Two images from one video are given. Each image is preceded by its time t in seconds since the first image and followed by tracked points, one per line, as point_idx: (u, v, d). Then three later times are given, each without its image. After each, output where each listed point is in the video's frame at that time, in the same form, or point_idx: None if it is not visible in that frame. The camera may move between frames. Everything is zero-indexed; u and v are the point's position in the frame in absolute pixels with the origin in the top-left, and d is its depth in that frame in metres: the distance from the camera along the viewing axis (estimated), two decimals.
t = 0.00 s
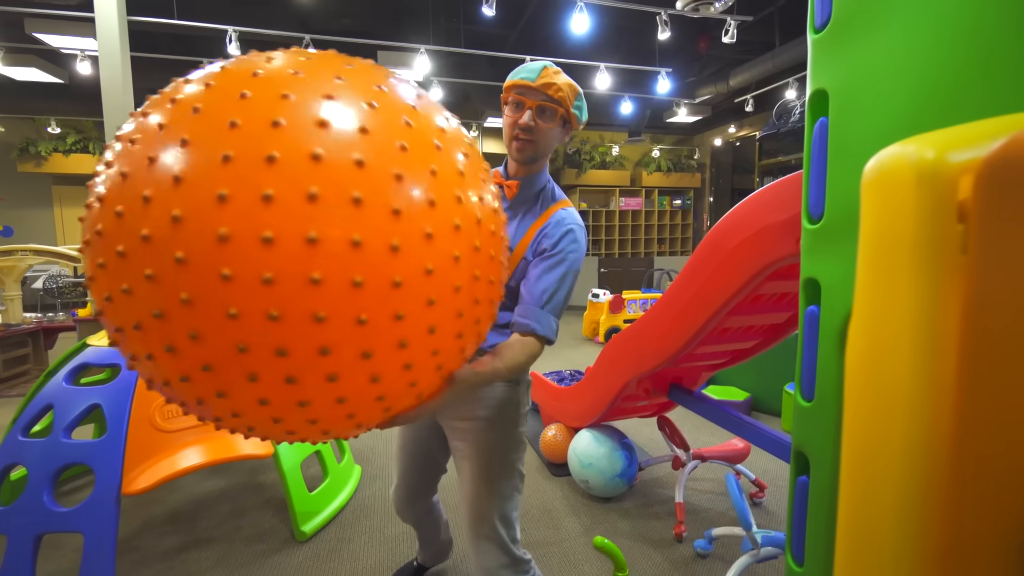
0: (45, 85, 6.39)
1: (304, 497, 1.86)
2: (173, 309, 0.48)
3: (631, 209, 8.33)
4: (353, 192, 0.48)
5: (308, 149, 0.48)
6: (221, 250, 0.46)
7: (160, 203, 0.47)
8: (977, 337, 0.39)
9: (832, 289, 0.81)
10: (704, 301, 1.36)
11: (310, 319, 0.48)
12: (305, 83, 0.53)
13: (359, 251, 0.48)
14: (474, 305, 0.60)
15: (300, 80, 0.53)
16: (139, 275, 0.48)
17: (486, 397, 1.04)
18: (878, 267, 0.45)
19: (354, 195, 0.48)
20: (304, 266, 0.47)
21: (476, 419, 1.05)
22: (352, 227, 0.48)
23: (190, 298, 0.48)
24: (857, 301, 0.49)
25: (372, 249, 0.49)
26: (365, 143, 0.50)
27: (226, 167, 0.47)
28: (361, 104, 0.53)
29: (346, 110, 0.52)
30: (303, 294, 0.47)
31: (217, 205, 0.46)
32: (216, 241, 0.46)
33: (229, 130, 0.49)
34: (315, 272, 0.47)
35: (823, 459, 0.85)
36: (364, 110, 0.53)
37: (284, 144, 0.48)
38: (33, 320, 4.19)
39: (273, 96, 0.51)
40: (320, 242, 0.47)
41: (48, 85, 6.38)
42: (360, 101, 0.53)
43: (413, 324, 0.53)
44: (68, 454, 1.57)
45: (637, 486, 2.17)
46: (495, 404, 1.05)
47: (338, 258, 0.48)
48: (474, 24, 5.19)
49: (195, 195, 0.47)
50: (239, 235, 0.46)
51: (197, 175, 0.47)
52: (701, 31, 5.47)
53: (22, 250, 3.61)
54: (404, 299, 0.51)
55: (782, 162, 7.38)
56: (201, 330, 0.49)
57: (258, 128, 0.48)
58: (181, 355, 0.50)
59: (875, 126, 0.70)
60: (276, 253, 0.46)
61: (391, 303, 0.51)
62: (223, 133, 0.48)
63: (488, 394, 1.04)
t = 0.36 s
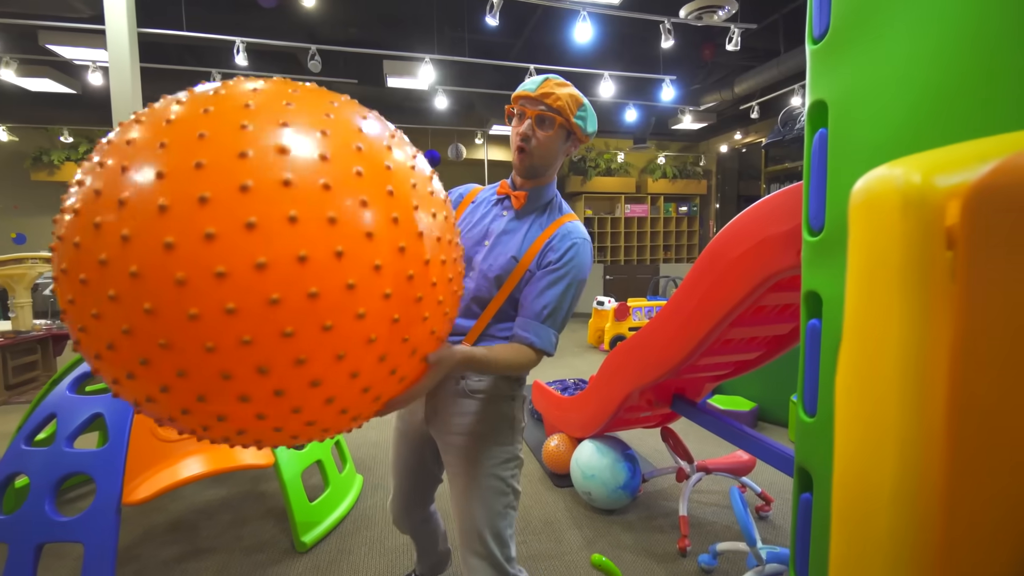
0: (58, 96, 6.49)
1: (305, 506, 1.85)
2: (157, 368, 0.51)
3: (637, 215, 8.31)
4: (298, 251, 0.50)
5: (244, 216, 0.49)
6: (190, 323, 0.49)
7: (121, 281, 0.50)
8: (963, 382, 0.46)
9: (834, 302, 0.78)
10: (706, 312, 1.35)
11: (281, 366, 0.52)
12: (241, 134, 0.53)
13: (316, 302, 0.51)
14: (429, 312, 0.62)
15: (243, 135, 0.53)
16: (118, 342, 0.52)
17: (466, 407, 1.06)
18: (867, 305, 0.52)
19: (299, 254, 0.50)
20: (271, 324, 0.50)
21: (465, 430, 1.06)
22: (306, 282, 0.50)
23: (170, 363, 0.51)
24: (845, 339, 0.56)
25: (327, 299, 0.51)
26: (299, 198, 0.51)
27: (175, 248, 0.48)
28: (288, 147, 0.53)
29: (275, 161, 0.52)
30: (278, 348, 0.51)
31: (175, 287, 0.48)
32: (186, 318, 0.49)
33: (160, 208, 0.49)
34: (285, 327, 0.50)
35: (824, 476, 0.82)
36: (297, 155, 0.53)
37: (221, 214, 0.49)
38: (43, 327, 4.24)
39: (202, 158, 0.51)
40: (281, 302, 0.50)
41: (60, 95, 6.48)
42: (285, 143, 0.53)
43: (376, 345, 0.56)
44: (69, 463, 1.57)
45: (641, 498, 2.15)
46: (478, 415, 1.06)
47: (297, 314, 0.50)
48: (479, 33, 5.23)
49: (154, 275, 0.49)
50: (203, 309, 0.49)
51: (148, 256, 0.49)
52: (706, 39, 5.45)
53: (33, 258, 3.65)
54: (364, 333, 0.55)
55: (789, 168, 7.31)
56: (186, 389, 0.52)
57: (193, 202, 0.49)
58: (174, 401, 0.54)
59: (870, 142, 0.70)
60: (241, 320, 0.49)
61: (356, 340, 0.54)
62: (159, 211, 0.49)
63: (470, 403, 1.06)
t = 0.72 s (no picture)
0: (78, 107, 6.64)
1: (311, 516, 1.85)
2: (169, 397, 0.48)
3: (647, 222, 8.27)
4: (350, 272, 0.48)
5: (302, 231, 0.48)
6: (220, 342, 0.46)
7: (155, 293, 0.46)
8: (987, 390, 0.45)
9: (850, 313, 0.75)
10: (718, 321, 1.32)
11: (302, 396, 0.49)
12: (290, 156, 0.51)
13: (352, 324, 0.49)
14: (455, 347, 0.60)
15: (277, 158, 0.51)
16: (133, 363, 0.48)
17: (471, 421, 1.04)
18: (883, 317, 0.52)
19: (354, 278, 0.48)
20: (296, 352, 0.47)
21: (470, 442, 1.04)
22: (346, 303, 0.48)
23: (182, 386, 0.47)
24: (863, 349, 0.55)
25: (362, 323, 0.49)
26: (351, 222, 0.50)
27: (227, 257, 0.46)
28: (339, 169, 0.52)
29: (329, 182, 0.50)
30: (296, 380, 0.48)
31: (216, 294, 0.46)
32: (215, 332, 0.46)
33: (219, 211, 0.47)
34: (306, 359, 0.48)
35: (844, 497, 0.78)
36: (347, 179, 0.52)
37: (279, 229, 0.47)
38: (59, 334, 4.30)
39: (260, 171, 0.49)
40: (314, 333, 0.47)
41: (80, 106, 6.64)
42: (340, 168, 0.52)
43: (390, 386, 0.53)
44: (78, 471, 1.58)
45: (651, 511, 2.11)
46: (482, 428, 1.04)
47: (328, 340, 0.48)
48: (488, 42, 5.27)
49: (194, 288, 0.46)
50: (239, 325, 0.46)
51: (195, 265, 0.46)
52: (716, 45, 5.42)
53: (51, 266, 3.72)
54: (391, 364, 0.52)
55: (802, 174, 7.23)
56: (192, 414, 0.49)
57: (251, 214, 0.47)
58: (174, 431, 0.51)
59: (882, 151, 0.68)
60: (273, 338, 0.46)
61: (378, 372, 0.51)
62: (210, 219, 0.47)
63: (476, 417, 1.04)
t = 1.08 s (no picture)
0: (101, 117, 6.80)
1: (321, 523, 1.84)
2: (182, 398, 0.52)
3: (660, 229, 8.20)
4: (325, 266, 0.53)
5: (275, 231, 0.52)
6: (222, 343, 0.50)
7: (125, 333, 0.52)
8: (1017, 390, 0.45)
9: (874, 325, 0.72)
10: (733, 328, 1.29)
11: (310, 376, 0.53)
12: (246, 162, 0.55)
13: (342, 312, 0.53)
14: (438, 312, 0.64)
15: (242, 160, 0.55)
16: (142, 376, 0.52)
17: (474, 430, 1.03)
18: (908, 333, 0.50)
19: (318, 260, 0.53)
20: (301, 335, 0.52)
21: (473, 452, 1.03)
22: (333, 294, 0.53)
23: (202, 385, 0.52)
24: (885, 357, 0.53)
25: (353, 308, 0.54)
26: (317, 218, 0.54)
27: (203, 266, 0.50)
28: (297, 173, 0.56)
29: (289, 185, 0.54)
30: (257, 346, 0.51)
31: (205, 299, 0.50)
32: (213, 331, 0.50)
33: (193, 225, 0.51)
34: (314, 339, 0.52)
35: (866, 514, 0.75)
36: (319, 171, 0.57)
37: (250, 230, 0.51)
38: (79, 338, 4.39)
39: (226, 186, 0.53)
40: (308, 314, 0.52)
41: (102, 117, 6.80)
42: (299, 168, 0.56)
43: (362, 362, 0.56)
44: (93, 475, 1.60)
45: (664, 522, 2.07)
46: (487, 437, 1.03)
47: (324, 325, 0.53)
48: (500, 50, 5.32)
49: (184, 297, 0.50)
50: (238, 325, 0.50)
51: (180, 277, 0.50)
52: (731, 51, 5.38)
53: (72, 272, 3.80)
54: (382, 335, 0.57)
55: (819, 180, 7.11)
56: (213, 412, 0.53)
57: (231, 224, 0.51)
58: (194, 434, 0.55)
59: (900, 152, 0.66)
60: (273, 329, 0.51)
61: (374, 344, 0.56)
62: (189, 232, 0.51)
63: (479, 426, 1.03)
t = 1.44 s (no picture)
0: (127, 127, 7.00)
1: (337, 527, 1.85)
2: (215, 412, 0.53)
3: (677, 234, 8.11)
4: (357, 292, 0.52)
5: (309, 255, 0.51)
6: (255, 367, 0.51)
7: (163, 347, 0.52)
8: None
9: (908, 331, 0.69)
10: (754, 334, 1.26)
11: (338, 399, 0.53)
12: (281, 180, 0.54)
13: (371, 338, 0.53)
14: (467, 333, 0.63)
15: (277, 177, 0.54)
16: (179, 389, 0.53)
17: (495, 437, 1.02)
18: (944, 333, 0.49)
19: (358, 295, 0.52)
20: (329, 361, 0.52)
21: (493, 459, 1.02)
22: (363, 320, 0.52)
23: (233, 404, 0.52)
24: (920, 366, 0.53)
25: (382, 334, 0.54)
26: (350, 242, 0.53)
27: (238, 289, 0.50)
28: (332, 191, 0.54)
29: (324, 204, 0.53)
30: (290, 373, 0.51)
31: (238, 322, 0.50)
32: (244, 353, 0.50)
33: (229, 246, 0.51)
34: (342, 365, 0.52)
35: (895, 532, 0.72)
36: (354, 183, 0.56)
37: (283, 253, 0.51)
38: (104, 342, 4.49)
39: (260, 206, 0.52)
40: (338, 340, 0.52)
41: (129, 127, 7.01)
42: (333, 185, 0.55)
43: (390, 385, 0.56)
44: (116, 476, 1.62)
45: (682, 533, 2.04)
46: (506, 445, 1.02)
47: (353, 350, 0.52)
48: (515, 56, 5.35)
49: (218, 319, 0.50)
50: (269, 351, 0.50)
51: (215, 299, 0.50)
52: (748, 53, 5.32)
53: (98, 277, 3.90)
54: (410, 359, 0.56)
55: (840, 184, 6.96)
56: (244, 428, 0.54)
57: (265, 248, 0.50)
58: (227, 443, 0.56)
59: (928, 162, 0.63)
60: (312, 385, 0.52)
61: (402, 368, 0.56)
62: (223, 253, 0.51)
63: (501, 433, 1.02)
